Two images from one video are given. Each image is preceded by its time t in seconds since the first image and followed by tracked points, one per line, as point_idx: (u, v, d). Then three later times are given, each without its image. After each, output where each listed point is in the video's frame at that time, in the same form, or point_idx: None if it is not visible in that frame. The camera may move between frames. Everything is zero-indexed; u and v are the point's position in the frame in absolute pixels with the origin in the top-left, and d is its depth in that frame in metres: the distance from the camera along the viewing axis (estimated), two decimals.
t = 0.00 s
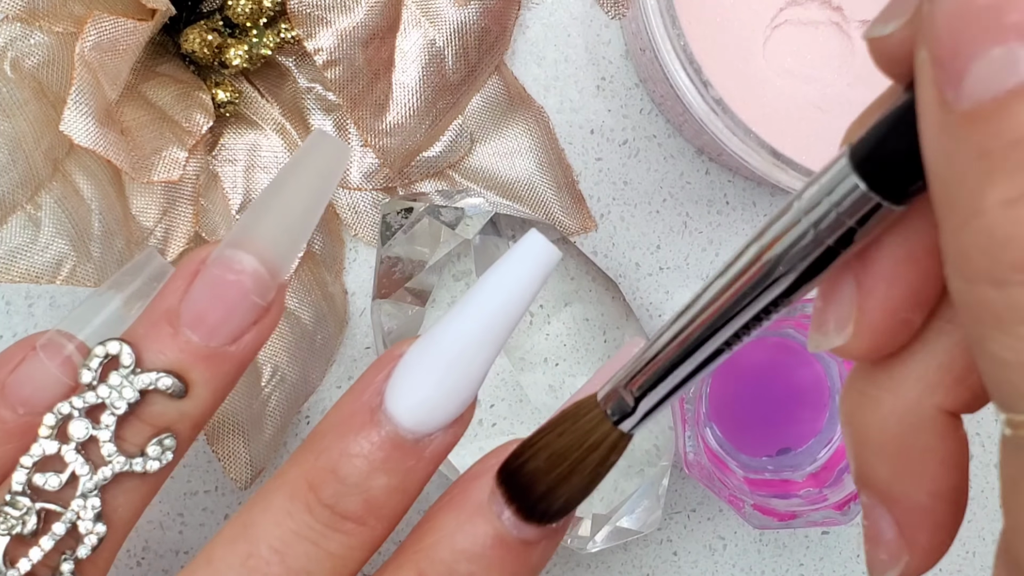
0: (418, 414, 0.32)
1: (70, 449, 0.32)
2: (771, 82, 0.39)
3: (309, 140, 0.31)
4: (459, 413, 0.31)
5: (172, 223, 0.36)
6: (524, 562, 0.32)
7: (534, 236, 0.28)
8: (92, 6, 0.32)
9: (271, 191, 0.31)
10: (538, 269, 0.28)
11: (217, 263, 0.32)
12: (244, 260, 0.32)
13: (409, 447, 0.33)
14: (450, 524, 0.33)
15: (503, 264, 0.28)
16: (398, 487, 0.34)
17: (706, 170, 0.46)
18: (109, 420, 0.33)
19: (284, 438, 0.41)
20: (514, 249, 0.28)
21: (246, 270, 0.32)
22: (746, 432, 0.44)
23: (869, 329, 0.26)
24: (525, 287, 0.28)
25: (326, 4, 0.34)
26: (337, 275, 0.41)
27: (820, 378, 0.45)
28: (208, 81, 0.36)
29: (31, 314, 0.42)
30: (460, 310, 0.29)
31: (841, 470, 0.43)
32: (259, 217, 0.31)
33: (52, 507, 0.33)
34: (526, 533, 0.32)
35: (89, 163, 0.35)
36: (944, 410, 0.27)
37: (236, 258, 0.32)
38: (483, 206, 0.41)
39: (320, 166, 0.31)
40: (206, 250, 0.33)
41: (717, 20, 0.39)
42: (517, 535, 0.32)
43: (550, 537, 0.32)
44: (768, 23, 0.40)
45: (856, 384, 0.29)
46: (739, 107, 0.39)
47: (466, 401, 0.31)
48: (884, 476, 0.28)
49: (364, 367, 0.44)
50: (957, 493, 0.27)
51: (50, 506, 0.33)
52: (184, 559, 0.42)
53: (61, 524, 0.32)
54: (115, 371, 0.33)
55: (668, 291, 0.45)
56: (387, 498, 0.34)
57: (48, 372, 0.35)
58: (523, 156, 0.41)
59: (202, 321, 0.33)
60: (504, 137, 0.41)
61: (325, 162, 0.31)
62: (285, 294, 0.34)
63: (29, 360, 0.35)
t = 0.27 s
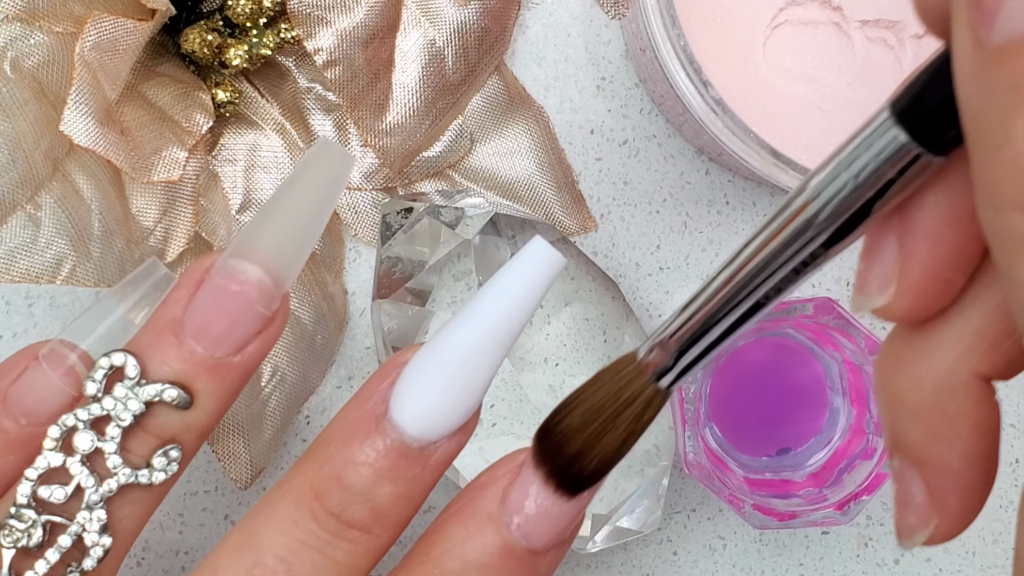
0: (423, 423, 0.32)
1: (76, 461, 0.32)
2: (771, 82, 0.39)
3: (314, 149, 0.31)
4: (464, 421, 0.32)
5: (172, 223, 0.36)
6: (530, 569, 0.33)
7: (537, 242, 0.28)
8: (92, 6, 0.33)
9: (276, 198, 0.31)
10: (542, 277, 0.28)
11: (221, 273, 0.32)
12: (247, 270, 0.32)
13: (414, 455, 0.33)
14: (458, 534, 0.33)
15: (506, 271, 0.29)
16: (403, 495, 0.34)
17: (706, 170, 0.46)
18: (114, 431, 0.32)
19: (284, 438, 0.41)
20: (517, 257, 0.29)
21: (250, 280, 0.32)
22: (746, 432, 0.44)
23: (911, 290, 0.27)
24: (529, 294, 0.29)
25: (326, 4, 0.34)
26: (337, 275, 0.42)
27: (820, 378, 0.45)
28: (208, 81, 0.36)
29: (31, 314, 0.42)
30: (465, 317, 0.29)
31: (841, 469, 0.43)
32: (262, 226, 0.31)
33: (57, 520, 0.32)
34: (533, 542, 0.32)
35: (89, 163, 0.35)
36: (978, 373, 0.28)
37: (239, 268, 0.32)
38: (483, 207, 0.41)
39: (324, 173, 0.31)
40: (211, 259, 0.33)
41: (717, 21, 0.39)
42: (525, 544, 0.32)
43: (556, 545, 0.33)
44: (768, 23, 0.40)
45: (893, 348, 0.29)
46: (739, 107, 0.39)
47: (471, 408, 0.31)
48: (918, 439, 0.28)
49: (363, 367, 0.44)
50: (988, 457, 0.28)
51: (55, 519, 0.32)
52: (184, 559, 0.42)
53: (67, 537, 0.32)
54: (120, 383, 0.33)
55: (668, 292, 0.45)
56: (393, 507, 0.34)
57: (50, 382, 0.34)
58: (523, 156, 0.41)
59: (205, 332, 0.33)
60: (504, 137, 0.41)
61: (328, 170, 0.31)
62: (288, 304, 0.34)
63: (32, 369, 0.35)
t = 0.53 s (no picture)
0: (407, 403, 0.32)
1: (65, 440, 0.32)
2: (771, 82, 0.39)
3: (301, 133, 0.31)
4: (448, 401, 0.32)
5: (172, 222, 0.37)
6: (504, 547, 0.32)
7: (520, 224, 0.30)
8: (92, 6, 0.32)
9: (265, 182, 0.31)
10: (529, 259, 0.30)
11: (210, 255, 0.31)
12: (237, 253, 0.31)
13: (397, 436, 0.33)
14: (430, 511, 0.33)
15: (492, 250, 0.30)
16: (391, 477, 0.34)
17: (706, 170, 0.46)
18: (104, 411, 0.33)
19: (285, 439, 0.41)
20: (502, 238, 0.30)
21: (240, 263, 0.31)
22: (747, 432, 0.44)
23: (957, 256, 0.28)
24: (516, 274, 0.30)
25: (326, 4, 0.34)
26: (337, 275, 0.41)
27: (820, 379, 0.45)
28: (208, 81, 0.36)
29: (31, 314, 0.42)
30: (452, 296, 0.30)
31: (841, 470, 0.44)
32: (250, 210, 0.31)
33: (48, 498, 0.33)
34: (508, 519, 0.32)
35: (89, 162, 0.35)
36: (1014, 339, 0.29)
37: (229, 250, 0.31)
38: (483, 206, 0.41)
39: (314, 158, 0.31)
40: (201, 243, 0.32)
41: (717, 21, 0.39)
42: (498, 520, 0.32)
43: (533, 521, 0.32)
44: (769, 23, 0.39)
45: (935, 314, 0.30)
46: (739, 107, 0.39)
47: (454, 388, 0.31)
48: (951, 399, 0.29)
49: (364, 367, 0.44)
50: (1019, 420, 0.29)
51: (46, 497, 0.33)
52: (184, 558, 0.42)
53: (56, 515, 0.32)
54: (110, 362, 0.33)
55: (667, 291, 0.46)
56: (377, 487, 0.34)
57: (42, 365, 0.34)
58: (523, 156, 0.41)
59: (195, 314, 0.33)
60: (505, 137, 0.41)
61: (319, 154, 0.31)
62: (279, 287, 0.33)
63: (26, 352, 0.34)
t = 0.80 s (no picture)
0: (402, 398, 0.32)
1: (68, 441, 0.32)
2: (772, 82, 0.39)
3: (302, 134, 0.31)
4: (442, 396, 0.32)
5: (172, 222, 0.37)
6: (499, 549, 0.32)
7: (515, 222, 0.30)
8: (92, 6, 0.32)
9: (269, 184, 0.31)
10: (523, 253, 0.30)
11: (211, 258, 0.31)
12: (239, 255, 0.31)
13: (391, 431, 0.33)
14: (422, 512, 0.33)
15: (487, 245, 0.30)
16: (385, 472, 0.34)
17: (706, 170, 0.46)
18: (106, 412, 0.32)
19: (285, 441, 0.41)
20: (496, 233, 0.30)
21: (241, 265, 0.31)
22: (747, 432, 0.44)
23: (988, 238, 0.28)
24: (510, 268, 0.30)
25: (326, 4, 0.34)
26: (337, 275, 0.42)
27: (820, 379, 0.45)
28: (208, 81, 0.36)
29: (31, 314, 0.42)
30: (449, 292, 0.30)
31: (841, 470, 0.44)
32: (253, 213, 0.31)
33: (50, 499, 0.33)
34: (501, 520, 0.32)
35: (89, 163, 0.35)
36: None
37: (231, 253, 0.31)
38: (483, 205, 0.41)
39: (315, 158, 0.31)
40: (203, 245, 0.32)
41: (717, 21, 0.39)
42: (491, 521, 0.32)
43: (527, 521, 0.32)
44: (769, 23, 0.39)
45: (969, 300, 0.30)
46: (739, 107, 0.39)
47: (449, 382, 0.31)
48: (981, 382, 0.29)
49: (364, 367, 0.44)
50: None
51: (48, 498, 0.33)
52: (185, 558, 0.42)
53: (58, 516, 0.32)
54: (111, 364, 0.33)
55: (667, 291, 0.46)
56: (372, 482, 0.34)
57: (46, 367, 0.34)
58: (523, 156, 0.41)
59: (197, 315, 0.33)
60: (505, 137, 0.41)
61: (320, 160, 0.31)
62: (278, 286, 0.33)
63: (28, 355, 0.34)
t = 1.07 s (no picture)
0: (384, 365, 0.32)
1: (55, 412, 0.32)
2: (772, 82, 0.39)
3: (284, 106, 0.31)
4: (424, 362, 0.32)
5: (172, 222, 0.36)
6: (484, 516, 0.32)
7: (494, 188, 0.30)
8: (92, 6, 0.32)
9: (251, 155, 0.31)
10: (502, 216, 0.30)
11: (197, 228, 0.31)
12: (223, 225, 0.31)
13: (375, 396, 0.33)
14: (409, 481, 0.33)
15: (465, 210, 0.30)
16: (370, 436, 0.34)
17: (706, 170, 0.46)
18: (94, 381, 0.33)
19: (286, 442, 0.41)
20: (474, 200, 0.30)
21: (226, 235, 0.31)
22: (747, 431, 0.44)
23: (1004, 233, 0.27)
24: (489, 234, 0.30)
25: (326, 4, 0.34)
26: (337, 275, 0.41)
27: (820, 378, 0.45)
28: (208, 81, 0.36)
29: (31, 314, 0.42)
30: (428, 258, 0.30)
31: (841, 470, 0.44)
32: (236, 182, 0.31)
33: (39, 469, 0.33)
34: (486, 486, 0.32)
35: (89, 162, 0.35)
36: None
37: (215, 223, 0.31)
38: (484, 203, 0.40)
39: (297, 126, 0.31)
40: (186, 216, 0.32)
41: (718, 20, 0.39)
42: (477, 489, 0.32)
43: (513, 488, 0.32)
44: (769, 22, 0.39)
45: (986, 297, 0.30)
46: (739, 107, 0.39)
47: (431, 348, 0.31)
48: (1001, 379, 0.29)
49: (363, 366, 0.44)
50: None
51: (37, 468, 0.33)
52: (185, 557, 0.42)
53: (47, 486, 0.33)
54: (99, 334, 0.33)
55: (668, 291, 0.46)
56: (357, 446, 0.34)
57: (32, 339, 0.34)
58: (523, 156, 0.41)
59: (183, 286, 0.33)
60: (505, 137, 0.41)
61: (301, 127, 0.31)
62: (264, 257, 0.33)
63: (15, 330, 0.35)
